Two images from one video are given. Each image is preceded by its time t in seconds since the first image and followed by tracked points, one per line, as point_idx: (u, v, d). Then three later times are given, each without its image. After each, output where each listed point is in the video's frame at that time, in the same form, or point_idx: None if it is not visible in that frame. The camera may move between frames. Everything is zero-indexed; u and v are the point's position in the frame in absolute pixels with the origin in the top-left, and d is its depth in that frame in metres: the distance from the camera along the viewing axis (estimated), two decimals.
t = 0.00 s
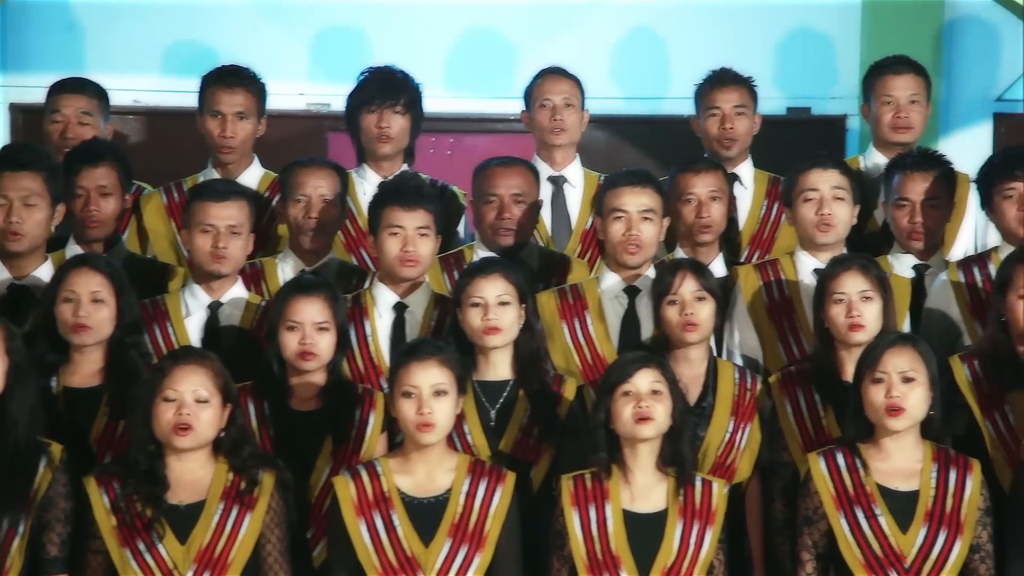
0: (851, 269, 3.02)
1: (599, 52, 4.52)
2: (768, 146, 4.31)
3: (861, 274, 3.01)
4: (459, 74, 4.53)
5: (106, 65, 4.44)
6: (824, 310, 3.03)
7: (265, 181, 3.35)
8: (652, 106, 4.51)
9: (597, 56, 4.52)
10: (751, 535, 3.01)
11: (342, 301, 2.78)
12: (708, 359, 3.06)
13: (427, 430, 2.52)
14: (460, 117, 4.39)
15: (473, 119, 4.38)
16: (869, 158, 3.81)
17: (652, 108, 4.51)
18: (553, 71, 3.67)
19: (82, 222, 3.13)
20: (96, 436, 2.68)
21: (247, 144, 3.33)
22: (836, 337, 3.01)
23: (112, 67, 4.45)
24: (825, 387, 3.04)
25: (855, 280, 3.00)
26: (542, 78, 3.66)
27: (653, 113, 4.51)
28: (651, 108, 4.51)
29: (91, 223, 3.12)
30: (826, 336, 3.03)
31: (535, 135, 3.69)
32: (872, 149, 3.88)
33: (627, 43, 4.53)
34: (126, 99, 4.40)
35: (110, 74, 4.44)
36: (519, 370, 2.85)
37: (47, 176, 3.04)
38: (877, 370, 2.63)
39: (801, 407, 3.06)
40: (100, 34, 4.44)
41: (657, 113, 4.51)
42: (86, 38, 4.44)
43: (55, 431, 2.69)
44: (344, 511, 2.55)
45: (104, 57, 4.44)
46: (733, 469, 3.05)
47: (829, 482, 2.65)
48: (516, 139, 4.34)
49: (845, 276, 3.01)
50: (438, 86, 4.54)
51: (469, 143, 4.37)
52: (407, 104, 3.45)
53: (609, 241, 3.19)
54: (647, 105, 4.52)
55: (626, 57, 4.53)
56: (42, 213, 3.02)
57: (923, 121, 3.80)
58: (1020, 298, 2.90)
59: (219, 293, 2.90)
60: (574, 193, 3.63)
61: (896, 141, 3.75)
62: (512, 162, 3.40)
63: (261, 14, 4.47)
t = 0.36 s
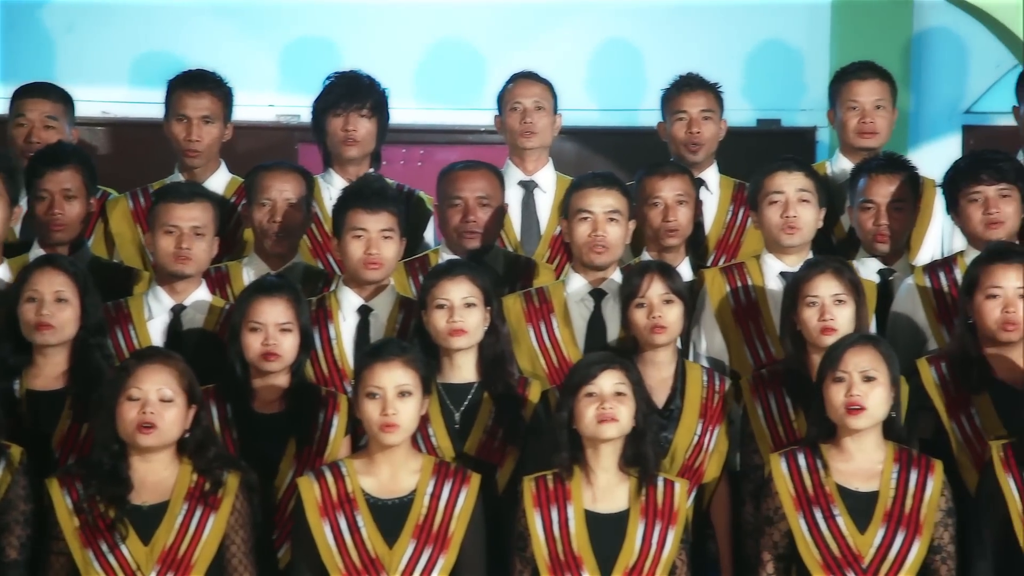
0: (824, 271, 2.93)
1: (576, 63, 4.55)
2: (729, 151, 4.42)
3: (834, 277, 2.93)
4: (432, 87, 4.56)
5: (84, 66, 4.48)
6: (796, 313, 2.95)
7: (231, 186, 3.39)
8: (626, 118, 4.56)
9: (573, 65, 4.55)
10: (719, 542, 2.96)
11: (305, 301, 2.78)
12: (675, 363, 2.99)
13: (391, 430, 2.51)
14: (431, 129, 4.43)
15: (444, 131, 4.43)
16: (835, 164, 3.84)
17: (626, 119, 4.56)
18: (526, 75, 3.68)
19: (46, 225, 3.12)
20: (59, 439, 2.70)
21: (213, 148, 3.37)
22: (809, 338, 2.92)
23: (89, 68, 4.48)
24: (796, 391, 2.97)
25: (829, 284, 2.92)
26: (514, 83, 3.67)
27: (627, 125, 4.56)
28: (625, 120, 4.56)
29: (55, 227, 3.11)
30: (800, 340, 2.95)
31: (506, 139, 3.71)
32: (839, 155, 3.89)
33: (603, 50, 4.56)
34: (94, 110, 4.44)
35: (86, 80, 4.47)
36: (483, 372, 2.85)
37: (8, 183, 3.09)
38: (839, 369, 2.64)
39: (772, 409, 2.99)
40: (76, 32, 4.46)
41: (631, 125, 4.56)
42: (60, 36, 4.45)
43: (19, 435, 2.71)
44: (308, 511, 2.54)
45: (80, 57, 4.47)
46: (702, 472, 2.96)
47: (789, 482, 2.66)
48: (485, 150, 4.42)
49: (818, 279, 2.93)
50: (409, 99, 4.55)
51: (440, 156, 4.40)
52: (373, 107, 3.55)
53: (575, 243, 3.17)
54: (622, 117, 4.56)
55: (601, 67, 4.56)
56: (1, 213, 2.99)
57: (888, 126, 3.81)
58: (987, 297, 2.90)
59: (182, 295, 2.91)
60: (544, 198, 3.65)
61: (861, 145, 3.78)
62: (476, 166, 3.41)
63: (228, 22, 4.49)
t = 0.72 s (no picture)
0: (791, 273, 2.89)
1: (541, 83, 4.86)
2: (697, 156, 4.42)
3: (801, 279, 2.88)
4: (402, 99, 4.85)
5: (76, 74, 4.75)
6: (764, 316, 2.89)
7: (196, 191, 3.43)
8: (594, 130, 4.86)
9: (537, 86, 4.87)
10: (686, 546, 2.91)
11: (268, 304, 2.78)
12: (642, 367, 2.91)
13: (355, 434, 2.51)
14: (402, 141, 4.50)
15: (415, 143, 4.51)
16: (803, 170, 3.83)
17: (594, 131, 4.86)
18: (490, 81, 3.70)
19: (10, 229, 3.11)
20: (22, 443, 2.69)
21: (178, 153, 3.42)
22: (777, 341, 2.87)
23: (84, 74, 4.74)
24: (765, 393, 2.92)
25: (796, 285, 2.87)
26: (477, 89, 3.69)
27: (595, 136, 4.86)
28: (593, 132, 4.86)
29: (20, 230, 3.11)
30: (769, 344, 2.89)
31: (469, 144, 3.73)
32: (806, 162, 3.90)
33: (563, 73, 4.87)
34: (64, 121, 4.68)
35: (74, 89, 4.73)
36: (448, 375, 2.86)
37: None
38: (798, 374, 2.65)
39: (742, 412, 2.94)
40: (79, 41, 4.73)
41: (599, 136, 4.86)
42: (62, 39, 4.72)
43: None
44: (271, 512, 2.53)
45: (72, 67, 4.73)
46: (668, 475, 2.89)
47: (748, 481, 2.68)
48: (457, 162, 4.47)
49: (785, 281, 2.88)
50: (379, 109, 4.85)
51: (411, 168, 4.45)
52: (340, 114, 3.56)
53: (541, 245, 3.12)
54: (590, 129, 4.86)
55: (568, 81, 4.87)
56: None
57: (855, 131, 3.83)
58: (953, 297, 2.90)
59: (145, 300, 2.93)
60: (507, 204, 3.66)
61: (828, 152, 3.79)
62: (441, 169, 3.43)
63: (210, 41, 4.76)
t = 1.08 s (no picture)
0: (755, 274, 2.88)
1: (505, 93, 5.02)
2: (661, 165, 4.46)
3: (765, 280, 2.87)
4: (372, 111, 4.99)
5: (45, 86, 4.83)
6: (730, 318, 2.89)
7: (163, 196, 3.43)
8: (559, 140, 5.03)
9: (503, 94, 5.03)
10: (652, 548, 2.89)
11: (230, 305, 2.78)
12: (607, 368, 2.90)
13: (320, 431, 2.51)
14: (376, 152, 4.50)
15: (388, 153, 4.50)
16: (771, 174, 3.87)
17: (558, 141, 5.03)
18: (449, 84, 3.71)
19: None
20: None
21: (144, 157, 3.42)
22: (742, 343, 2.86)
23: (50, 83, 4.84)
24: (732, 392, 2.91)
25: (760, 286, 2.87)
26: (439, 91, 3.70)
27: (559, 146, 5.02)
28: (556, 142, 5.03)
29: None
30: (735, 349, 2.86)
31: (431, 147, 3.74)
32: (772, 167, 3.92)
33: (530, 83, 5.03)
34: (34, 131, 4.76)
35: (40, 98, 4.83)
36: (414, 376, 2.85)
37: None
38: (759, 375, 2.64)
39: (708, 412, 2.94)
40: (48, 53, 4.83)
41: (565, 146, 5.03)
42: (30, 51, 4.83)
43: None
44: (235, 513, 2.52)
45: (38, 75, 4.83)
46: (634, 476, 2.88)
47: (708, 480, 2.69)
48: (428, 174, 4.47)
49: (750, 281, 2.87)
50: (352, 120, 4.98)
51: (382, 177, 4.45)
52: (308, 118, 3.55)
53: (508, 245, 3.11)
54: (555, 139, 5.03)
55: (532, 91, 5.03)
56: None
57: (822, 135, 3.85)
58: (917, 298, 2.90)
59: (108, 302, 2.94)
60: (470, 206, 3.68)
61: (794, 155, 3.80)
62: (410, 172, 3.44)
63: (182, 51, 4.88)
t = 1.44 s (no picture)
0: (714, 277, 2.89)
1: (473, 104, 4.88)
2: (625, 173, 4.45)
3: (725, 282, 2.88)
4: (342, 122, 4.83)
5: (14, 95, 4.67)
6: (690, 321, 2.89)
7: (129, 200, 3.42)
8: (531, 151, 4.88)
9: (473, 106, 4.89)
10: (619, 549, 2.85)
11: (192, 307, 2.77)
12: (573, 370, 2.90)
13: (284, 431, 2.50)
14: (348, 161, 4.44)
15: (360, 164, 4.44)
16: (733, 179, 3.88)
17: (531, 153, 4.87)
18: (416, 89, 3.71)
19: None
20: None
21: (110, 161, 3.42)
22: (702, 345, 2.87)
23: (18, 92, 4.68)
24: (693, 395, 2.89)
25: (719, 289, 2.87)
26: (405, 96, 3.70)
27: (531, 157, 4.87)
28: (529, 152, 4.87)
29: None
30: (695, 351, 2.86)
31: (397, 152, 3.74)
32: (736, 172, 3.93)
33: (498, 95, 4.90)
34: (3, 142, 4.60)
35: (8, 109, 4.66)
36: (380, 379, 2.84)
37: None
38: (718, 368, 2.66)
39: (671, 412, 2.92)
40: (17, 55, 4.67)
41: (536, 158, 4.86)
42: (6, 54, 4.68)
43: None
44: (198, 516, 2.51)
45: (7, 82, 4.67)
46: (600, 477, 2.88)
47: (669, 482, 2.69)
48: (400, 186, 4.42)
49: (709, 284, 2.88)
50: (323, 132, 4.82)
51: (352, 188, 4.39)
52: (275, 124, 3.55)
53: (475, 246, 3.11)
54: (528, 150, 4.87)
55: (503, 101, 4.90)
56: None
57: (785, 141, 3.87)
58: (878, 300, 2.92)
59: (71, 305, 2.94)
60: (438, 211, 3.69)
61: (759, 163, 3.82)
62: (377, 175, 3.44)
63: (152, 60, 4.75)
